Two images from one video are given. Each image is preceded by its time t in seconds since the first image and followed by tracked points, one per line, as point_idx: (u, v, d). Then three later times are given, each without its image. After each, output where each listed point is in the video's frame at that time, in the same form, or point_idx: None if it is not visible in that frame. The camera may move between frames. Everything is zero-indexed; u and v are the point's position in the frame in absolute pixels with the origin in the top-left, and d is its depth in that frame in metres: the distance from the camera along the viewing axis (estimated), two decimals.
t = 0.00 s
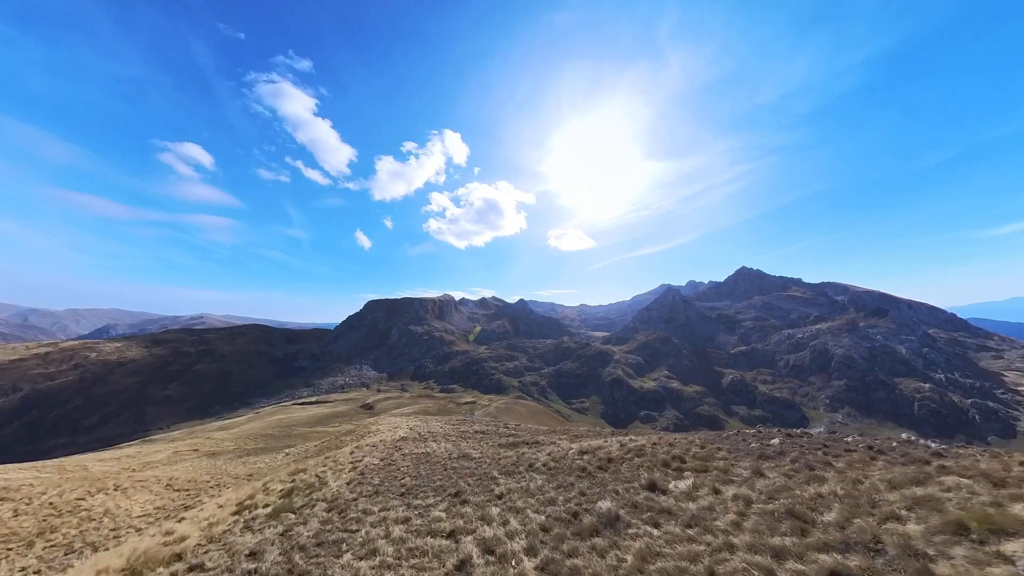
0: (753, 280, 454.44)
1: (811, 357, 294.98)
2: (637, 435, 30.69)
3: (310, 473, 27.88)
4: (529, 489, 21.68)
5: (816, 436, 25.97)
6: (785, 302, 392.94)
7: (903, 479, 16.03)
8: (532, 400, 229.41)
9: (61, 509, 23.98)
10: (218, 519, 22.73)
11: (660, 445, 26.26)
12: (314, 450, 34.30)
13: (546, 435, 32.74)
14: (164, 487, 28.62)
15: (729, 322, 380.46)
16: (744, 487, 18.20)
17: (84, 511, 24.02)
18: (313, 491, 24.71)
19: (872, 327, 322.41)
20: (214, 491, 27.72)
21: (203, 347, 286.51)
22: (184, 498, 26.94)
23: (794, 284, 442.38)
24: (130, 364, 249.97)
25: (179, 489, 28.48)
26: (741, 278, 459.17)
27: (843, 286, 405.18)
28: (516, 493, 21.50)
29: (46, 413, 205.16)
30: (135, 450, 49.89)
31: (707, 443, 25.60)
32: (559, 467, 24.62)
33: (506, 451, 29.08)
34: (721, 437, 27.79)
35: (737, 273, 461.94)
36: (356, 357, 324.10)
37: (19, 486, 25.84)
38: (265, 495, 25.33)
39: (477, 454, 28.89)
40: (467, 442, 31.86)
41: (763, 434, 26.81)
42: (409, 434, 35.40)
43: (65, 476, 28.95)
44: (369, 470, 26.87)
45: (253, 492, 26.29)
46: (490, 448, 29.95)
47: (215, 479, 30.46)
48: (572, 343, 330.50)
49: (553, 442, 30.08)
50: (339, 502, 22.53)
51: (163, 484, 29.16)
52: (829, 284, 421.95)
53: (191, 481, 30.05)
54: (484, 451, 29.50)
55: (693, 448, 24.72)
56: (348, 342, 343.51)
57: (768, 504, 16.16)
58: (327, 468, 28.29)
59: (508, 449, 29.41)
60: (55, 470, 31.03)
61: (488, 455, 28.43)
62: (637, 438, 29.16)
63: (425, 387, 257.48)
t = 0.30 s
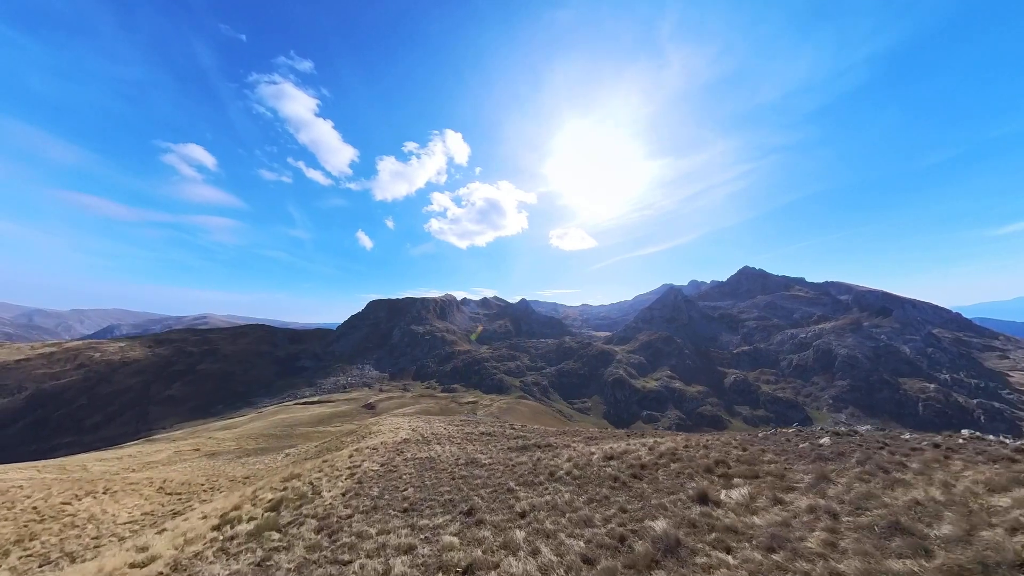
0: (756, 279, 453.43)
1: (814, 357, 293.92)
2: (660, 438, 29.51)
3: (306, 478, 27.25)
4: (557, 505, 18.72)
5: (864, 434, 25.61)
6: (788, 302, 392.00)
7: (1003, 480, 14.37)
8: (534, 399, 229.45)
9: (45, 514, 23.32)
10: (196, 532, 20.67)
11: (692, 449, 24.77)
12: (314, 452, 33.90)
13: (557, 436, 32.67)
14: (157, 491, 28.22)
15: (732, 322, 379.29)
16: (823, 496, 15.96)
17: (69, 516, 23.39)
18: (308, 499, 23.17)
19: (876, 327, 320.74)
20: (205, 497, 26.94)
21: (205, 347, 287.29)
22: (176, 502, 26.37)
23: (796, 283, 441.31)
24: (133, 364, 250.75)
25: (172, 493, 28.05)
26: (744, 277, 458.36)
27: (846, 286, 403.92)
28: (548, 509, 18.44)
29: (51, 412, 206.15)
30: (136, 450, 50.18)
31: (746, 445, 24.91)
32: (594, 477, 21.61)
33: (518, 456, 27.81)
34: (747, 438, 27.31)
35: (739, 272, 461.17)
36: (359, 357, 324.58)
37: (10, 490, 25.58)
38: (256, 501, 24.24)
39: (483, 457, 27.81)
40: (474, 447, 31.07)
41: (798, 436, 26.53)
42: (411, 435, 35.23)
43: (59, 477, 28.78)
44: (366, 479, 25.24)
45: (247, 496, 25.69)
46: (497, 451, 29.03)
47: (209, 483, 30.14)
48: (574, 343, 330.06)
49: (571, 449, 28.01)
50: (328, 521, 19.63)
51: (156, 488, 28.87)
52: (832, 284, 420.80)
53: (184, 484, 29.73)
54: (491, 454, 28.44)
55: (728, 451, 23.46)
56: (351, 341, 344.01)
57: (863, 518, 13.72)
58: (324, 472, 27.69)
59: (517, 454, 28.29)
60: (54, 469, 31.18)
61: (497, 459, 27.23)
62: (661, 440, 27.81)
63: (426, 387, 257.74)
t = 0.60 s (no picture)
0: (758, 279, 452.27)
1: (817, 357, 292.86)
2: (691, 434, 28.33)
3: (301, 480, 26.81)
4: (597, 517, 16.74)
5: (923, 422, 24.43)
6: (790, 301, 390.78)
7: None
8: (536, 399, 229.17)
9: (28, 517, 22.76)
10: (166, 544, 19.33)
11: (731, 444, 23.55)
12: (314, 452, 33.81)
13: (568, 435, 32.65)
14: (148, 492, 27.79)
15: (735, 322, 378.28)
16: (912, 492, 14.07)
17: (51, 519, 22.81)
18: (298, 506, 22.23)
19: (880, 327, 319.67)
20: (195, 500, 26.39)
21: (208, 347, 288.00)
22: (166, 504, 25.99)
23: (799, 283, 440.08)
24: (136, 364, 251.57)
25: (164, 493, 27.84)
26: (746, 277, 457.23)
27: (850, 285, 402.66)
28: (588, 521, 16.48)
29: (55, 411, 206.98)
30: (138, 449, 50.18)
31: (798, 439, 23.02)
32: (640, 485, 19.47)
33: (532, 457, 27.00)
34: (787, 431, 26.10)
35: (741, 272, 460.03)
36: (361, 356, 325.02)
37: None
38: (241, 508, 23.35)
39: (489, 458, 27.49)
40: (481, 447, 30.72)
41: (849, 428, 25.14)
42: (416, 435, 35.20)
43: (54, 476, 28.71)
44: (364, 486, 24.40)
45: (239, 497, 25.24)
46: (503, 452, 28.70)
47: (203, 483, 29.84)
48: (576, 343, 329.53)
49: (597, 450, 26.36)
50: (313, 542, 17.71)
51: (146, 489, 28.48)
52: (836, 284, 419.52)
53: (177, 485, 29.36)
54: (499, 456, 27.97)
55: (778, 446, 21.99)
56: (353, 341, 344.34)
57: (979, 514, 11.75)
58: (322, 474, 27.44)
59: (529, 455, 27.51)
60: (53, 468, 31.27)
61: (508, 461, 26.48)
62: (690, 437, 26.76)
63: (428, 387, 257.98)
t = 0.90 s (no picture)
0: (761, 279, 451.32)
1: (820, 357, 291.83)
2: (722, 434, 27.45)
3: (294, 487, 25.87)
4: (659, 533, 14.47)
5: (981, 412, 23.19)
6: (794, 301, 389.51)
7: None
8: (537, 398, 229.26)
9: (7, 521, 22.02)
10: (125, 566, 17.48)
11: (780, 445, 22.29)
12: (314, 454, 33.01)
13: (580, 437, 31.89)
14: (138, 496, 27.19)
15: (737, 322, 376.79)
16: None
17: (32, 523, 22.14)
18: (285, 519, 21.00)
19: (884, 327, 317.92)
20: (182, 506, 25.60)
21: (211, 347, 288.90)
22: (153, 510, 25.40)
23: (802, 282, 438.90)
24: (140, 363, 252.51)
25: (154, 497, 27.29)
26: (749, 277, 456.18)
27: (853, 285, 401.57)
28: (665, 544, 13.84)
29: (60, 410, 208.04)
30: (140, 448, 50.60)
31: (859, 436, 21.49)
32: (704, 498, 16.82)
33: (548, 463, 25.38)
34: (829, 429, 25.25)
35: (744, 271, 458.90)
36: (363, 356, 325.80)
37: None
38: (222, 519, 22.12)
39: (496, 464, 26.27)
40: (492, 450, 29.58)
41: (903, 422, 24.02)
42: (422, 437, 34.37)
43: (49, 476, 28.61)
44: (359, 495, 23.10)
45: (227, 504, 24.43)
46: (512, 456, 27.50)
47: (197, 486, 29.47)
48: (578, 343, 328.98)
49: (625, 454, 24.79)
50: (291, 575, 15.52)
51: (136, 491, 27.91)
52: (839, 283, 418.33)
53: (169, 488, 28.91)
54: (510, 461, 26.60)
55: (837, 444, 20.60)
56: (355, 341, 344.93)
57: None
58: (317, 480, 26.55)
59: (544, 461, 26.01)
60: (52, 468, 31.35)
61: (523, 468, 24.78)
62: (724, 438, 25.50)
63: (430, 386, 258.46)
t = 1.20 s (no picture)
0: (763, 277, 450.42)
1: (823, 356, 290.92)
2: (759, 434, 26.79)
3: (281, 496, 24.63)
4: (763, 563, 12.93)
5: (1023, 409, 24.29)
6: (797, 300, 388.39)
7: None
8: (539, 398, 229.04)
9: None
10: None
11: (842, 443, 21.65)
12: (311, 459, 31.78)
13: (595, 438, 31.72)
14: (125, 501, 26.54)
15: (740, 321, 375.59)
16: None
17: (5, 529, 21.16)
18: (261, 542, 19.36)
19: (887, 326, 316.52)
20: (166, 514, 24.64)
21: (214, 347, 289.69)
22: (138, 516, 24.65)
23: (805, 282, 437.73)
24: (143, 363, 253.33)
25: (142, 502, 26.63)
26: (751, 275, 455.29)
27: (857, 284, 400.22)
28: None
29: (64, 409, 209.13)
30: (145, 447, 51.20)
31: (924, 433, 21.31)
32: (792, 515, 15.37)
33: (569, 472, 24.42)
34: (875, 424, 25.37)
35: (747, 270, 457.98)
36: (365, 355, 326.52)
37: None
38: (192, 539, 20.65)
39: (503, 472, 24.85)
40: (503, 456, 28.13)
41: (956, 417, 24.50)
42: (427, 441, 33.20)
43: (40, 476, 28.36)
44: (350, 512, 21.29)
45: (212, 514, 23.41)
46: (524, 463, 26.08)
47: (188, 489, 28.87)
48: (579, 342, 328.60)
49: (660, 459, 23.73)
50: None
51: (122, 496, 27.23)
52: (842, 282, 417.04)
53: (157, 492, 28.28)
54: (524, 469, 25.13)
55: (901, 442, 20.24)
56: (357, 340, 345.48)
57: None
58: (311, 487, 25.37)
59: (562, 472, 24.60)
60: (49, 468, 31.37)
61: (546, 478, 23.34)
62: (760, 438, 24.74)
63: (432, 385, 258.64)
